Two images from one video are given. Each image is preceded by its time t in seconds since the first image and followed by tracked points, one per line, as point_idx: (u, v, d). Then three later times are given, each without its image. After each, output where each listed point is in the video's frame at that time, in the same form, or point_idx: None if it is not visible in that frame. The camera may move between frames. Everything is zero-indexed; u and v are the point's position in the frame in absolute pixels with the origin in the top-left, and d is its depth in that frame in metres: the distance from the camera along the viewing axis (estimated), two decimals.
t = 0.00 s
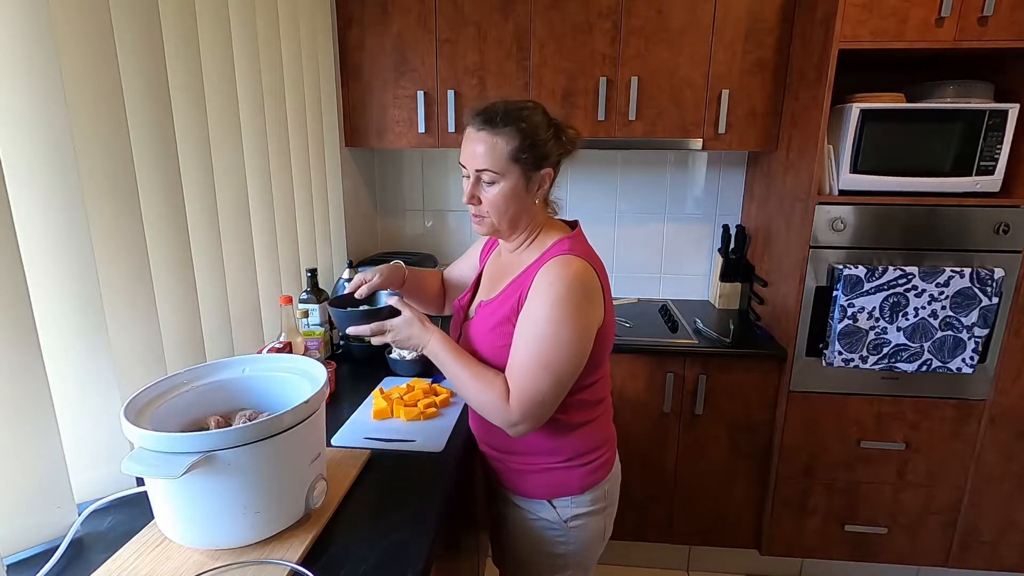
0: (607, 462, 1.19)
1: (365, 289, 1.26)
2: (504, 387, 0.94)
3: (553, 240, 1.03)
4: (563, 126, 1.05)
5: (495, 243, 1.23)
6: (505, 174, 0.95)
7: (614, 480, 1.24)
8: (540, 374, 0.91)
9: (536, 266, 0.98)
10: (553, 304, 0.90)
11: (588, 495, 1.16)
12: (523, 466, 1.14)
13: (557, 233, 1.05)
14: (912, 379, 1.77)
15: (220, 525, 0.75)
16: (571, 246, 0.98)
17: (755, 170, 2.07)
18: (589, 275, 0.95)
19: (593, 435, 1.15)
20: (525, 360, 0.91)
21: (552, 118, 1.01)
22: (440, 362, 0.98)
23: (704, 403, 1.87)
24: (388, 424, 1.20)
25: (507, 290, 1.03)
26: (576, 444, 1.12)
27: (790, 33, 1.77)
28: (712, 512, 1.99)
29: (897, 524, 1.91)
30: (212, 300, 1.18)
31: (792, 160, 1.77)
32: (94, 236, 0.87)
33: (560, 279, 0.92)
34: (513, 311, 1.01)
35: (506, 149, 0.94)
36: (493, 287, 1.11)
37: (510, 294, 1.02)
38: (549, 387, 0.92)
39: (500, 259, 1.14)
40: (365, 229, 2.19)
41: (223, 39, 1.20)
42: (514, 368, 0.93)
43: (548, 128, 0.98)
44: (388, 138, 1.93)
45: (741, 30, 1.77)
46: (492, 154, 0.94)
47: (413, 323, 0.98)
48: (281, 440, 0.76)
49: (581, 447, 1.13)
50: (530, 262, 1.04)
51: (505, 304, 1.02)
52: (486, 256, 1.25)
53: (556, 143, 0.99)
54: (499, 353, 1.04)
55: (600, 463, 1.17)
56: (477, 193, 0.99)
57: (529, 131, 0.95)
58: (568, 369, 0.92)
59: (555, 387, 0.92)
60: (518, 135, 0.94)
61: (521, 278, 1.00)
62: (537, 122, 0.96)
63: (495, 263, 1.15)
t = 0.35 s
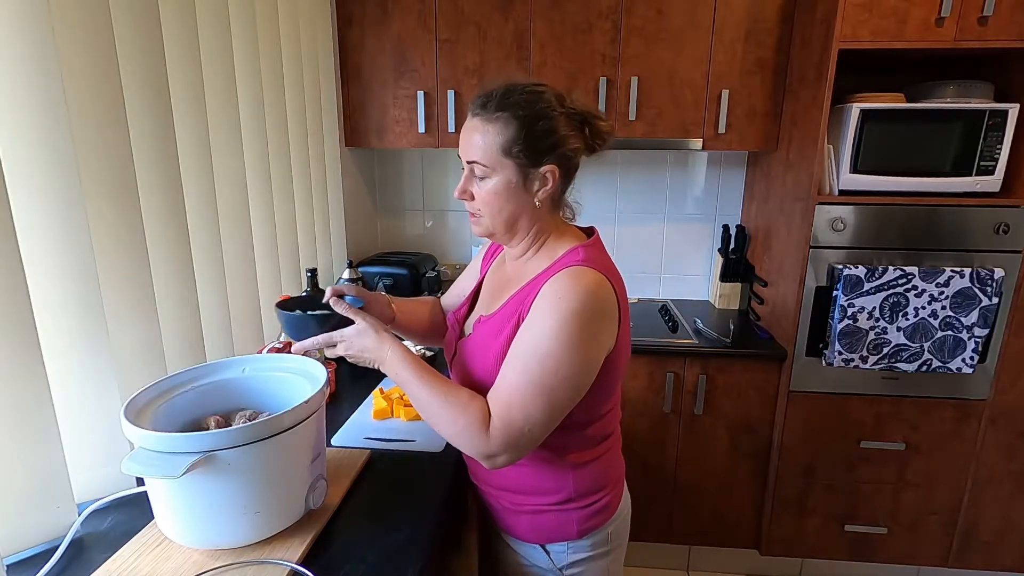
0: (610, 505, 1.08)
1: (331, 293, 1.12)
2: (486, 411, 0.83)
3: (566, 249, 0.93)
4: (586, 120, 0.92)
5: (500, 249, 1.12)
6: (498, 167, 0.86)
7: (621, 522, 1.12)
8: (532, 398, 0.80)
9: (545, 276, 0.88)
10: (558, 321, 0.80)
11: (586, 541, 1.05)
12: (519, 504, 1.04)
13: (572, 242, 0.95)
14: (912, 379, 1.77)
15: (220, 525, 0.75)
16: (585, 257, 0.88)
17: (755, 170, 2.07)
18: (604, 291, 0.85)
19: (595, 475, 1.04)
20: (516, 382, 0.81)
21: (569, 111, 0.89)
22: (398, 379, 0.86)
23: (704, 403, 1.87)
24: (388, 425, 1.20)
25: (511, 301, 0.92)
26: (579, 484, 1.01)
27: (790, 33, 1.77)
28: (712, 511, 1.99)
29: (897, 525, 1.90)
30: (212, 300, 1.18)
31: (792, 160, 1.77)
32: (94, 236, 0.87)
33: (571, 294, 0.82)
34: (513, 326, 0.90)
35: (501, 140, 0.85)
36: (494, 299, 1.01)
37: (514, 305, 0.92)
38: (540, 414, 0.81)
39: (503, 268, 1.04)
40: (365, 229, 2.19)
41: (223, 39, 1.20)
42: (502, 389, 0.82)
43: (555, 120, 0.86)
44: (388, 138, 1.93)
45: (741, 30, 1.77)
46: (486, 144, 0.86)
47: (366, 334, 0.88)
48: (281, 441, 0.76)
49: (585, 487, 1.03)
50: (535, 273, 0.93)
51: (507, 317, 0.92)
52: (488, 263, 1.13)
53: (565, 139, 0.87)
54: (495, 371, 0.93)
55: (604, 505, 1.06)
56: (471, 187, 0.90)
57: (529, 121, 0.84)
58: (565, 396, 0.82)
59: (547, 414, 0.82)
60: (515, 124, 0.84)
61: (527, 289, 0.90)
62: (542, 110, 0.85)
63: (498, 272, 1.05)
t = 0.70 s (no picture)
0: (613, 529, 1.00)
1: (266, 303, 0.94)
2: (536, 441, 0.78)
3: (582, 260, 0.89)
4: (600, 126, 0.90)
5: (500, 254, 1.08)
6: (503, 170, 0.84)
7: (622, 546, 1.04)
8: (578, 423, 0.77)
9: (566, 291, 0.84)
10: (596, 339, 0.76)
11: (586, 568, 0.98)
12: (519, 530, 0.95)
13: (586, 252, 0.91)
14: (912, 378, 1.77)
15: (220, 525, 0.75)
16: (608, 267, 0.84)
17: (755, 170, 2.07)
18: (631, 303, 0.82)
19: (600, 499, 0.96)
20: (563, 406, 0.77)
21: (583, 115, 0.86)
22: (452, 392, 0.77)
23: (704, 403, 1.87)
24: (388, 424, 1.20)
25: (527, 315, 0.88)
26: (584, 509, 0.94)
27: (790, 33, 1.77)
28: (712, 511, 1.99)
29: (897, 525, 1.90)
30: (212, 300, 1.18)
31: (792, 160, 1.77)
32: (94, 236, 0.87)
33: (601, 309, 0.78)
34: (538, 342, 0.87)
35: (507, 142, 0.83)
36: (502, 311, 0.97)
37: (531, 320, 0.87)
38: (587, 439, 0.78)
39: (509, 277, 1.01)
40: (365, 229, 2.19)
41: (223, 39, 1.20)
42: (547, 417, 0.78)
43: (566, 123, 0.84)
44: (388, 138, 1.93)
45: (741, 30, 1.77)
46: (492, 145, 0.84)
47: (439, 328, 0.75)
48: (281, 441, 0.76)
49: (591, 512, 0.95)
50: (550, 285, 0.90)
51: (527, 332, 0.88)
52: (489, 266, 1.10)
53: (575, 144, 0.85)
54: (514, 386, 0.90)
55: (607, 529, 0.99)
56: (475, 188, 0.89)
57: (538, 123, 0.82)
58: (608, 417, 0.79)
59: (594, 438, 0.79)
60: (523, 125, 0.82)
61: (548, 303, 0.86)
62: (553, 111, 0.83)
63: (502, 282, 1.02)
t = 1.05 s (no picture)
0: (614, 537, 1.01)
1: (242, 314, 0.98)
2: (565, 462, 0.78)
3: (595, 267, 0.89)
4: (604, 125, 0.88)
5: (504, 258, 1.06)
6: (504, 174, 0.84)
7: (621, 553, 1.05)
8: (608, 440, 0.77)
9: (581, 302, 0.83)
10: (621, 353, 0.77)
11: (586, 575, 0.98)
12: (520, 538, 0.95)
13: (598, 258, 0.91)
14: (912, 379, 1.77)
15: (221, 525, 0.75)
16: (622, 276, 0.84)
17: (755, 170, 2.07)
18: (648, 311, 0.82)
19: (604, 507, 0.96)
20: (592, 425, 0.77)
21: (585, 114, 0.85)
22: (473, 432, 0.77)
23: (704, 403, 1.87)
24: (388, 424, 1.20)
25: (540, 326, 0.86)
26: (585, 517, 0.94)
27: (790, 33, 1.77)
28: (712, 511, 1.99)
29: (897, 525, 1.90)
30: (212, 300, 1.18)
31: (792, 160, 1.77)
32: (94, 234, 0.87)
33: (623, 321, 0.78)
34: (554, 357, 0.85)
35: (508, 146, 0.83)
36: (510, 319, 0.95)
37: (544, 332, 0.86)
38: (617, 454, 0.79)
39: (516, 283, 0.99)
40: (365, 229, 2.19)
41: (223, 38, 1.20)
42: (576, 436, 0.78)
43: (567, 123, 0.83)
44: (388, 138, 1.93)
45: (741, 30, 1.77)
46: (493, 151, 0.84)
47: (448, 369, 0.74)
48: (281, 440, 0.76)
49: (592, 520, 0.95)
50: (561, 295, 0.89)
51: (542, 347, 0.86)
52: (491, 270, 1.08)
53: (576, 144, 0.84)
54: (529, 402, 0.89)
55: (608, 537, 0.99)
56: (479, 194, 0.89)
57: (537, 125, 0.82)
58: (635, 430, 0.79)
59: (624, 452, 0.79)
60: (521, 127, 0.82)
61: (564, 315, 0.84)
62: (552, 112, 0.83)
63: (508, 289, 1.00)
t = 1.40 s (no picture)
0: (610, 539, 1.00)
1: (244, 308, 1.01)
2: (562, 469, 0.79)
3: (593, 272, 0.88)
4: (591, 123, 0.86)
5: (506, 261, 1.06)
6: (485, 174, 0.85)
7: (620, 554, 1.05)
8: (607, 446, 0.77)
9: (580, 308, 0.82)
10: (619, 361, 0.76)
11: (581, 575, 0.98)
12: (516, 536, 0.95)
13: (597, 262, 0.90)
14: (912, 378, 1.77)
15: (221, 525, 0.75)
16: (620, 281, 0.84)
17: (755, 170, 2.07)
18: (647, 317, 0.82)
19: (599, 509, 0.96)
20: (590, 434, 0.77)
21: (569, 113, 0.83)
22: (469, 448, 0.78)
23: (704, 403, 1.87)
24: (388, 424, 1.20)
25: (537, 332, 0.86)
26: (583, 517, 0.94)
27: (790, 33, 1.77)
28: (712, 511, 1.99)
29: (897, 525, 1.90)
30: (212, 299, 1.18)
31: (792, 160, 1.77)
32: (94, 234, 0.87)
33: (621, 328, 0.78)
34: (551, 363, 0.84)
35: (488, 145, 0.84)
36: (509, 322, 0.95)
37: (541, 338, 0.86)
38: (616, 461, 0.79)
39: (516, 286, 0.99)
40: (365, 229, 2.19)
41: (222, 38, 1.20)
42: (574, 443, 0.78)
43: (544, 121, 0.82)
44: (388, 138, 1.93)
45: (741, 30, 1.77)
46: (476, 149, 0.85)
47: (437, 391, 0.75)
48: (281, 440, 0.76)
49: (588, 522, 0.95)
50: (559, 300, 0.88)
51: (537, 352, 0.86)
52: (492, 272, 1.08)
53: (555, 142, 0.82)
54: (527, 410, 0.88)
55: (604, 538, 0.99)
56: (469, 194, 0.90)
57: (515, 123, 0.82)
58: (634, 437, 0.79)
59: (622, 459, 0.79)
60: (499, 127, 0.83)
61: (561, 321, 0.84)
62: (529, 111, 0.81)
63: (508, 292, 1.00)
